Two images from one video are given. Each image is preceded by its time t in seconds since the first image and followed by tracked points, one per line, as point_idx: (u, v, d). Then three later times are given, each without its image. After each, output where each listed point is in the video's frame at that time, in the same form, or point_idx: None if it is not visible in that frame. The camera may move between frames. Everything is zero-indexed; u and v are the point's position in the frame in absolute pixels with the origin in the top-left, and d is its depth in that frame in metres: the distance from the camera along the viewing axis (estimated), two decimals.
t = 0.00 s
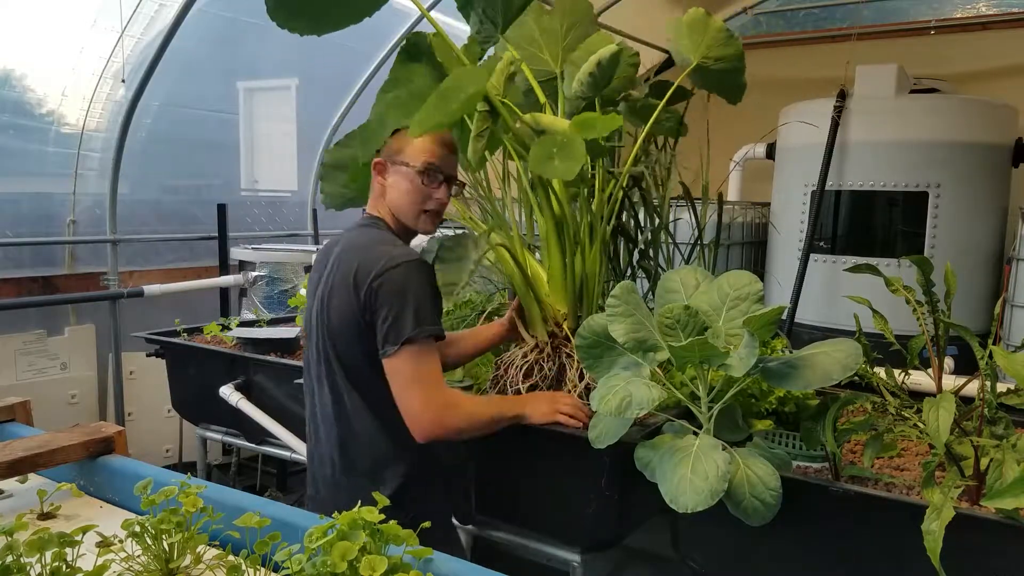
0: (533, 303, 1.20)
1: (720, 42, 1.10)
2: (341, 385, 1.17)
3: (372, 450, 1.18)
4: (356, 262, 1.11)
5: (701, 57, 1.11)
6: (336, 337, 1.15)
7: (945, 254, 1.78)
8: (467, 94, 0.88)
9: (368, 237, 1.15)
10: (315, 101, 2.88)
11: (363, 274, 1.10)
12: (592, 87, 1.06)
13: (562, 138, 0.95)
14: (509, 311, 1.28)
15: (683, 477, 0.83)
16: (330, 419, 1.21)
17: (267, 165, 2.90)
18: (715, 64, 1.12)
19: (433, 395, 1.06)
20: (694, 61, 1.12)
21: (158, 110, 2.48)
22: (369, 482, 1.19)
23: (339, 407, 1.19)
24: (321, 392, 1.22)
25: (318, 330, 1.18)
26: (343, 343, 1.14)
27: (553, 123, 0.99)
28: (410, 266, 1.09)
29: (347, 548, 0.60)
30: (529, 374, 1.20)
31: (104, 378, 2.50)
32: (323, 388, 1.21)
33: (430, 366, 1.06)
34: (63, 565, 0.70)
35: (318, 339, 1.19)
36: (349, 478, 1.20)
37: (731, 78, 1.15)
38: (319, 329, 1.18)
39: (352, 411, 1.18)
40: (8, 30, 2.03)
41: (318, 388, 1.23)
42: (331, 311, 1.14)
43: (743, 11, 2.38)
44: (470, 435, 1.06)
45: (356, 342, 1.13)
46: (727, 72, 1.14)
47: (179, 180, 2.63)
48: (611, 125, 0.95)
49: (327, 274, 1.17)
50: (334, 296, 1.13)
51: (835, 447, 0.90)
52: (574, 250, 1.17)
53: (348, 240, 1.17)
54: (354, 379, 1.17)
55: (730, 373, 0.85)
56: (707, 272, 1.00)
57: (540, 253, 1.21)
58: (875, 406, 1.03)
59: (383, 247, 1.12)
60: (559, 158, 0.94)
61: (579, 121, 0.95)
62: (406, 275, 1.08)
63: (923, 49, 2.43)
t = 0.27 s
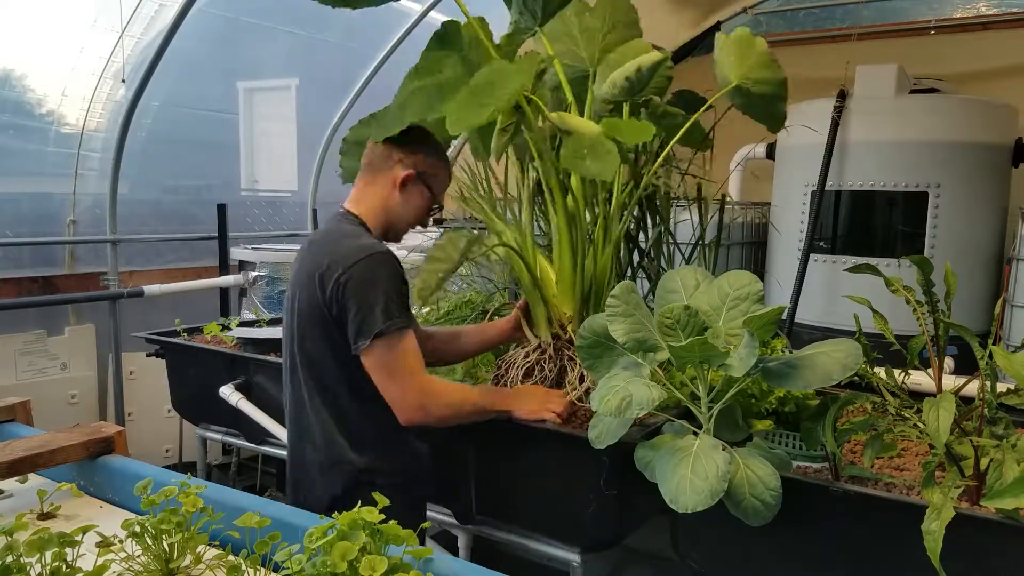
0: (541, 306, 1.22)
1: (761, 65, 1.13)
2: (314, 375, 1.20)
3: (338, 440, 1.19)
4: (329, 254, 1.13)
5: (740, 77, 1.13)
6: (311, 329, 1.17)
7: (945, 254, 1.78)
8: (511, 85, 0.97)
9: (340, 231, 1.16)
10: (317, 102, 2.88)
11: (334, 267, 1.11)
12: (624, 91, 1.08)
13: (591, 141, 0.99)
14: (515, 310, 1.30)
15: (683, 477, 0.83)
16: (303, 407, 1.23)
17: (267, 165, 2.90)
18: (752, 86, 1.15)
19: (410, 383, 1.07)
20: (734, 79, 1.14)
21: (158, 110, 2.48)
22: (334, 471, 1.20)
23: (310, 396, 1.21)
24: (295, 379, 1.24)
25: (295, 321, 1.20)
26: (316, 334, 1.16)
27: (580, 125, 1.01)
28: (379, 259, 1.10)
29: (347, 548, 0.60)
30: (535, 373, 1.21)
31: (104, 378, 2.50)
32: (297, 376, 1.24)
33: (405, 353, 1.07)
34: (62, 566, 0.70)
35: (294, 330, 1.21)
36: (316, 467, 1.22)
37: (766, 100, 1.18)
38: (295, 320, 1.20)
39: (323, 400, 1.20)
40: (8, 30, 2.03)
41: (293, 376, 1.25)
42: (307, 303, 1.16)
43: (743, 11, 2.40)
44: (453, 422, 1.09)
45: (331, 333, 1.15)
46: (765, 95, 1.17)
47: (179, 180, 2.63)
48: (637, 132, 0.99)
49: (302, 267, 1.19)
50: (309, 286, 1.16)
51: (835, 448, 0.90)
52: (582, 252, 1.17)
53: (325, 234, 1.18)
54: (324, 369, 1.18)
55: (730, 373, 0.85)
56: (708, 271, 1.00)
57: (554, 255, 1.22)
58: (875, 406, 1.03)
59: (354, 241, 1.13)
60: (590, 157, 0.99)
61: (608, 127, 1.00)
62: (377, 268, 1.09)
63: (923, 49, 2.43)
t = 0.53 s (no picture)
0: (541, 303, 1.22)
1: (791, 77, 1.13)
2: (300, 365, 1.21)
3: (320, 428, 1.20)
4: (320, 243, 1.17)
5: (771, 87, 1.14)
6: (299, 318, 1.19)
7: (945, 254, 1.78)
8: (529, 85, 0.96)
9: (331, 224, 1.20)
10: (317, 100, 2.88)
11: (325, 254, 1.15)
12: (637, 93, 1.08)
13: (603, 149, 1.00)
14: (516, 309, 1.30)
15: (683, 477, 0.83)
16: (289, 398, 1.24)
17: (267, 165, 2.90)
18: (784, 96, 1.16)
19: (392, 373, 1.10)
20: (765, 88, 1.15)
21: (158, 110, 2.48)
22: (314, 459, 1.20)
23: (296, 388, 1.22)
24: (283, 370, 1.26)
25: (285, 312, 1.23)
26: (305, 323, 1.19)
27: (592, 128, 1.02)
28: (367, 248, 1.13)
29: (347, 548, 0.60)
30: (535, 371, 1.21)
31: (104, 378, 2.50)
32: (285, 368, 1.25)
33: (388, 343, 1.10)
34: (63, 566, 0.70)
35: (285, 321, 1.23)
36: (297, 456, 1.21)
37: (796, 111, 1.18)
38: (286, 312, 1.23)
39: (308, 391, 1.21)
40: (8, 30, 2.03)
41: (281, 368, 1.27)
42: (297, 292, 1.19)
43: (743, 11, 2.42)
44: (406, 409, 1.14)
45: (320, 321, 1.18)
46: (797, 107, 1.17)
47: (179, 180, 2.63)
48: (653, 144, 0.99)
49: (293, 258, 1.22)
50: (300, 275, 1.18)
51: (835, 448, 0.90)
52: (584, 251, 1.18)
53: (318, 227, 1.22)
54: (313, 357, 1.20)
55: (730, 373, 0.85)
56: (708, 272, 1.00)
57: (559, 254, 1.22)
58: (875, 406, 1.03)
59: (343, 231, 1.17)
60: (600, 172, 1.00)
61: (623, 133, 1.00)
62: (366, 257, 1.12)
63: (922, 49, 2.43)
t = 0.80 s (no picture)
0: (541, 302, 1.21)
1: (786, 80, 1.13)
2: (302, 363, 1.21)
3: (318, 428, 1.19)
4: (321, 241, 1.16)
5: (764, 91, 1.15)
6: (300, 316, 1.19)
7: (945, 254, 1.78)
8: (531, 80, 0.95)
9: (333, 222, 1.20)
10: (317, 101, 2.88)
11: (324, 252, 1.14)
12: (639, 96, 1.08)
13: (607, 146, 0.99)
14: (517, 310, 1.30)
15: (683, 477, 0.83)
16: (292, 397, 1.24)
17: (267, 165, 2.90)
18: (777, 99, 1.16)
19: (400, 363, 1.07)
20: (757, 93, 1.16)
21: (158, 110, 2.48)
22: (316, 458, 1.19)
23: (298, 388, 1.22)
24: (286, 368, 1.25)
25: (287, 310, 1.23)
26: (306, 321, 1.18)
27: (595, 127, 1.01)
28: (366, 245, 1.12)
29: (347, 548, 0.60)
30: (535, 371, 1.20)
31: (104, 378, 2.50)
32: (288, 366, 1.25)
33: (390, 334, 1.07)
34: (63, 566, 0.70)
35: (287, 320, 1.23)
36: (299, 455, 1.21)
37: (792, 118, 1.19)
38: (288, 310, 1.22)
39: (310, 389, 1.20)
40: (8, 30, 2.03)
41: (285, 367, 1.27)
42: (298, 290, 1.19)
43: (743, 11, 2.43)
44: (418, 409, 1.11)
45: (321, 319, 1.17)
46: (792, 111, 1.18)
47: (179, 180, 2.63)
48: (655, 143, 1.02)
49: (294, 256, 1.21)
50: (301, 273, 1.18)
51: (835, 448, 0.90)
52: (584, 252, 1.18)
53: (319, 226, 1.21)
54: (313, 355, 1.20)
55: (730, 373, 0.85)
56: (707, 272, 1.00)
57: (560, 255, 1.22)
58: (875, 406, 1.03)
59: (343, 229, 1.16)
60: (603, 167, 1.01)
61: (627, 133, 1.02)
62: (365, 253, 1.11)
63: (922, 49, 2.43)
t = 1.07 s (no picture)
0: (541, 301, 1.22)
1: (792, 83, 1.13)
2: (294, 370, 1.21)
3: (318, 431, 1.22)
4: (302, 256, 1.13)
5: (769, 93, 1.14)
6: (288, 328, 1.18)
7: (945, 254, 1.78)
8: (535, 80, 0.95)
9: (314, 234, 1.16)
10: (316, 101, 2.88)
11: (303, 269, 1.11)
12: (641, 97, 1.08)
13: (609, 145, 0.99)
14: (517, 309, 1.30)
15: (683, 477, 0.83)
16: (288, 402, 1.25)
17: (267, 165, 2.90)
18: (784, 102, 1.15)
19: (377, 386, 1.06)
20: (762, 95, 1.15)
21: (158, 110, 2.48)
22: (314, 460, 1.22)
23: (294, 393, 1.23)
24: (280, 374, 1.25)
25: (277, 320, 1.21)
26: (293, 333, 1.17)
27: (596, 128, 1.00)
28: (343, 265, 1.08)
29: (347, 548, 0.60)
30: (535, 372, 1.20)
31: (104, 378, 2.50)
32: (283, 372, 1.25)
33: (371, 352, 1.06)
34: (63, 566, 0.70)
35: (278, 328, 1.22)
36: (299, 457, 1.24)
37: (795, 120, 1.17)
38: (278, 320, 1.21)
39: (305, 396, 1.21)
40: (8, 30, 2.03)
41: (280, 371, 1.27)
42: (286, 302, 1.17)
43: (743, 11, 2.44)
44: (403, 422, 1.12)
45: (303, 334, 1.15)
46: (797, 114, 1.17)
47: (179, 180, 2.63)
48: (657, 144, 1.02)
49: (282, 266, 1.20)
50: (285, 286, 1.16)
51: (835, 447, 0.90)
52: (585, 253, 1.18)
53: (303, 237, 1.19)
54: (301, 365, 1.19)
55: (730, 373, 0.85)
56: (707, 272, 1.00)
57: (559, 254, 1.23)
58: (875, 406, 1.03)
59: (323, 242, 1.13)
60: (605, 166, 1.01)
61: (628, 134, 1.02)
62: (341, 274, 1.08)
63: (922, 49, 2.43)
